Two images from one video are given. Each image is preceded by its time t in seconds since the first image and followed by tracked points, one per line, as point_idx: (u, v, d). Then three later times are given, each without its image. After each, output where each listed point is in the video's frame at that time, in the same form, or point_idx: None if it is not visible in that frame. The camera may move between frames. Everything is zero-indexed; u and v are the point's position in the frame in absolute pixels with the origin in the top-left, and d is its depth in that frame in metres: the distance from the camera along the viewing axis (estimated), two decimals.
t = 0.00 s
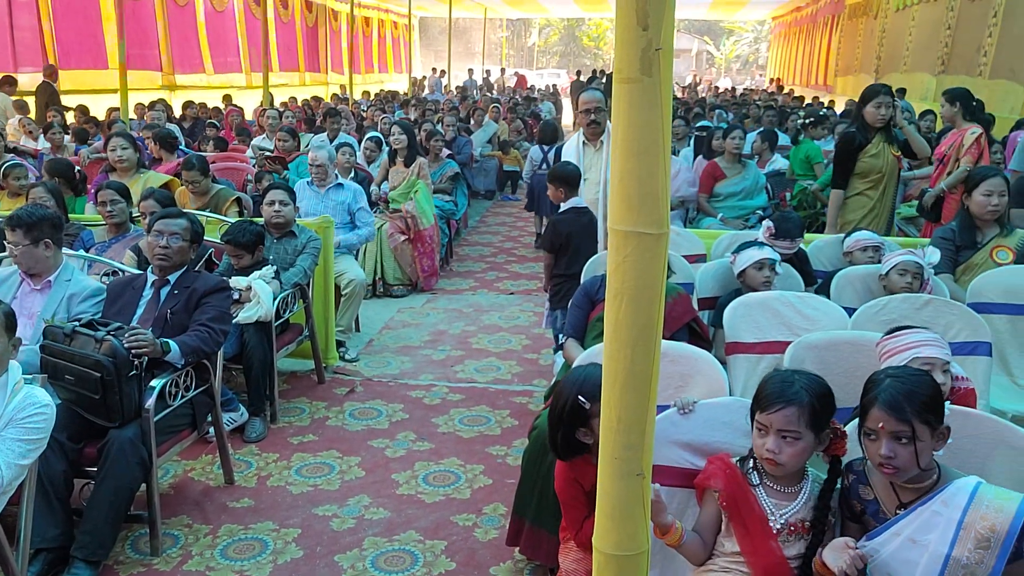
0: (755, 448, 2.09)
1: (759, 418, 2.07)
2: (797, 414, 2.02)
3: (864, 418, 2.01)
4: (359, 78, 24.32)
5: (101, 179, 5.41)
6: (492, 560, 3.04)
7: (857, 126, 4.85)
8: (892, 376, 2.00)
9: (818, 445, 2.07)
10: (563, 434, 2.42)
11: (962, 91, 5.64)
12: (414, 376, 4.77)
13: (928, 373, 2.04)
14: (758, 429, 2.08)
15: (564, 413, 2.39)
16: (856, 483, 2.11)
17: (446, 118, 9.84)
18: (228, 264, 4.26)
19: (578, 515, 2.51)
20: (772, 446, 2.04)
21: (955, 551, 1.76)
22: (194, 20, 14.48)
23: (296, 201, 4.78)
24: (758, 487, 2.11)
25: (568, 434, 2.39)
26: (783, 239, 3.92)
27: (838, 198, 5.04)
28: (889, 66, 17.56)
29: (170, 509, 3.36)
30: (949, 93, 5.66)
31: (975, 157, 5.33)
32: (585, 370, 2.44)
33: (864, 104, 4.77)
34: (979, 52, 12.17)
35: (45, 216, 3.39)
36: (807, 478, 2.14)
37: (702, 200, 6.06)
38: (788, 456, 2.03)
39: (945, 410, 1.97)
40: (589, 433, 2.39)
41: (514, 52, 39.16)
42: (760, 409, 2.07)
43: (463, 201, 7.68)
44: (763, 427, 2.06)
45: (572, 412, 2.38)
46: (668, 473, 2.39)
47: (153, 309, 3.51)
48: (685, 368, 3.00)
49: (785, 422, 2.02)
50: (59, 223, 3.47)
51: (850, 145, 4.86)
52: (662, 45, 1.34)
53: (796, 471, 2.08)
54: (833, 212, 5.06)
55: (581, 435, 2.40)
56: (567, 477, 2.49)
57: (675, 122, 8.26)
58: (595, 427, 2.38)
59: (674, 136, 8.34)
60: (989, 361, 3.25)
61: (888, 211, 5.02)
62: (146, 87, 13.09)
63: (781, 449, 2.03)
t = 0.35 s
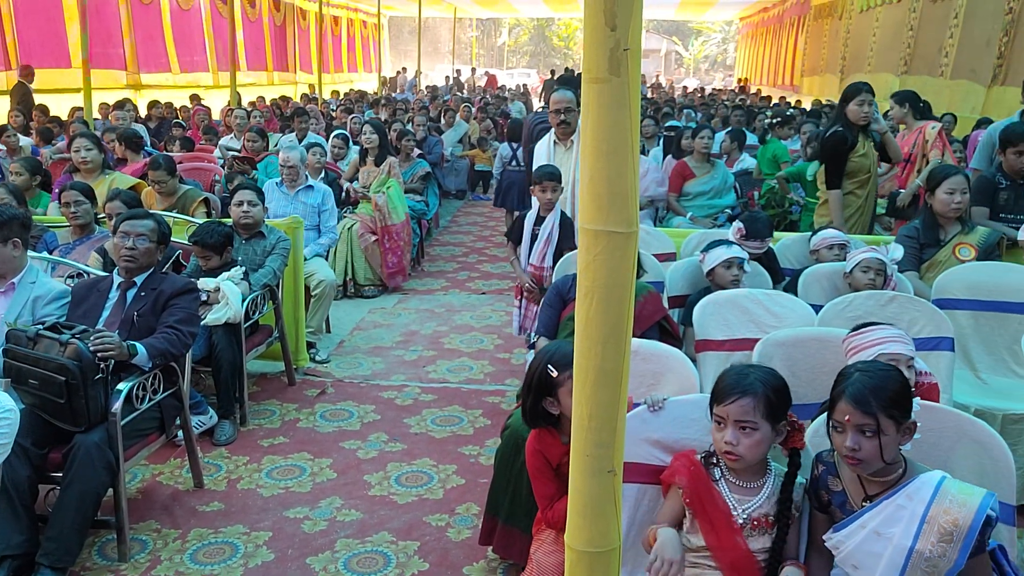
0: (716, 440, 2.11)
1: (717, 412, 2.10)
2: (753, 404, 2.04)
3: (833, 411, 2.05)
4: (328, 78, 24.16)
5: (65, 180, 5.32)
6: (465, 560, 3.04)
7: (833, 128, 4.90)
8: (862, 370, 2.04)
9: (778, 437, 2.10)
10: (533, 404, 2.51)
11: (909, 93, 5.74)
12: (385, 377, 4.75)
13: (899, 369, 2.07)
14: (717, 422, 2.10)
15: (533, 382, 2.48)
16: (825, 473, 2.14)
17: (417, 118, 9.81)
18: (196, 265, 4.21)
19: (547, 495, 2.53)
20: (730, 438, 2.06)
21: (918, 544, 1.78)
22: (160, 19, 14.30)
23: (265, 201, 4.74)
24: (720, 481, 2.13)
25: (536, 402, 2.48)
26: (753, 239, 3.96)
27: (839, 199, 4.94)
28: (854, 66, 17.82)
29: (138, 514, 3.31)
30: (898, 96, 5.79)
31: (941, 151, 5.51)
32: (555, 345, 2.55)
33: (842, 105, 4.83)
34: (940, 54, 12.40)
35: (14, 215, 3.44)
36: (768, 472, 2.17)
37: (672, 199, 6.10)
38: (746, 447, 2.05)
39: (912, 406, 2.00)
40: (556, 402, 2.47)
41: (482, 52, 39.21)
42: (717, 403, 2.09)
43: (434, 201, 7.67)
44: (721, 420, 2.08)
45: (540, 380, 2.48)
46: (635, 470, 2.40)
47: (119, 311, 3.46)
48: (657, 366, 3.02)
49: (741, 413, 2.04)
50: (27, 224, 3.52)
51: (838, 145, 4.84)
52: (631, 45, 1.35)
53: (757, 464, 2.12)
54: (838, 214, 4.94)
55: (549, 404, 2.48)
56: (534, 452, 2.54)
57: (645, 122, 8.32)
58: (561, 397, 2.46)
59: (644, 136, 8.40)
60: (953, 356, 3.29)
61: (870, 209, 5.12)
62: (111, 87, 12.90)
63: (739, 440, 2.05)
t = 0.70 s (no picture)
0: (705, 441, 2.12)
1: (711, 407, 2.12)
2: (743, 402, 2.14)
3: (822, 395, 2.12)
4: (296, 77, 23.91)
5: (26, 181, 5.23)
6: (437, 560, 3.03)
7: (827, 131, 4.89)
8: (853, 356, 2.11)
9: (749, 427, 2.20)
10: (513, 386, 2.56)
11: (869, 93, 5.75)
12: (356, 378, 4.72)
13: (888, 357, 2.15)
14: (709, 419, 2.12)
15: (513, 363, 2.53)
16: (805, 461, 2.22)
17: (386, 118, 9.76)
18: (162, 267, 4.15)
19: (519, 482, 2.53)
20: (726, 434, 2.11)
21: (898, 529, 1.87)
22: (122, 17, 14.06)
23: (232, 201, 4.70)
24: (676, 479, 2.22)
25: (514, 382, 2.53)
26: (722, 239, 4.00)
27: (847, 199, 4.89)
28: (819, 66, 18.06)
29: (104, 520, 3.26)
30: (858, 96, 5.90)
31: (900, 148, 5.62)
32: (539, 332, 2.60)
33: (835, 106, 4.85)
34: (903, 54, 12.61)
35: None
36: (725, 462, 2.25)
37: (641, 198, 6.14)
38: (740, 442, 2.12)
39: (898, 395, 2.07)
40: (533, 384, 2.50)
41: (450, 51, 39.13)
42: (721, 397, 2.11)
43: (404, 200, 7.64)
44: (715, 417, 2.12)
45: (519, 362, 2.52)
46: (602, 466, 2.41)
47: (83, 314, 3.40)
48: (627, 364, 3.04)
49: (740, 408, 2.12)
50: None
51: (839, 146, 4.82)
52: (598, 45, 1.36)
53: (708, 460, 2.20)
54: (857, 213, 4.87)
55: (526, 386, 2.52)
56: (510, 436, 2.55)
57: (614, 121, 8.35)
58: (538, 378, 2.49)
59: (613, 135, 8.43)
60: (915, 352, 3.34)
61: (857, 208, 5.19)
62: (71, 85, 12.66)
63: (734, 434, 2.11)
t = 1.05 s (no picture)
0: (683, 437, 2.12)
1: (693, 404, 2.13)
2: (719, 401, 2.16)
3: (813, 386, 2.16)
4: (264, 76, 23.70)
5: None
6: (410, 560, 3.03)
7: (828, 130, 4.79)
8: (844, 347, 2.16)
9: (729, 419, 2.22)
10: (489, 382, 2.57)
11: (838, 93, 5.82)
12: (327, 379, 4.70)
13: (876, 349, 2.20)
14: (689, 416, 2.13)
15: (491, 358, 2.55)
16: (790, 455, 2.23)
17: (355, 117, 9.71)
18: (128, 268, 4.10)
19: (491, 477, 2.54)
20: (706, 430, 2.12)
21: (882, 512, 1.93)
22: (84, 15, 13.84)
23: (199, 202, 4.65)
24: (654, 479, 2.23)
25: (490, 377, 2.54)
26: (692, 238, 4.03)
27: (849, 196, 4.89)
28: (785, 65, 18.30)
29: (70, 525, 3.21)
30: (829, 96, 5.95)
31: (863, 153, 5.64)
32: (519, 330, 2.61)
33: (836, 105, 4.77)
34: (866, 55, 12.86)
35: None
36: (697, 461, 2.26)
37: (612, 197, 6.18)
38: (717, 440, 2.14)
39: (887, 384, 2.13)
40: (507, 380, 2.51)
41: (421, 50, 39.04)
42: (702, 394, 2.14)
43: (374, 200, 7.62)
44: (696, 414, 2.13)
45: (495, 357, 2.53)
46: (574, 463, 2.41)
47: (47, 318, 3.33)
48: (599, 362, 3.05)
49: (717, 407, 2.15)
50: None
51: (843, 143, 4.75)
52: (566, 45, 1.36)
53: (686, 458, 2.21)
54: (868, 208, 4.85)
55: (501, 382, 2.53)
56: (484, 429, 2.58)
57: (584, 121, 8.39)
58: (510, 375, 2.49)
59: (584, 135, 8.47)
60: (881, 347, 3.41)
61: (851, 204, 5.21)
62: (33, 84, 12.45)
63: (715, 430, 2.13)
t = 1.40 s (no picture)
0: (653, 435, 2.14)
1: (661, 402, 2.15)
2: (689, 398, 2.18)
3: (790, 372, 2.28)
4: (232, 75, 23.43)
5: None
6: (383, 561, 3.02)
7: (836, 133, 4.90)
8: (824, 340, 2.25)
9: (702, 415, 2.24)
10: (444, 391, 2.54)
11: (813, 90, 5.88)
12: (297, 380, 4.66)
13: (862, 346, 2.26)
14: (659, 413, 2.14)
15: (446, 369, 2.51)
16: (771, 442, 2.33)
17: (325, 116, 9.64)
18: (93, 270, 4.04)
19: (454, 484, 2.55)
20: (676, 427, 2.14)
21: (856, 504, 2.03)
22: (46, 12, 13.59)
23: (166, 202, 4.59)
24: (625, 477, 2.24)
25: (445, 387, 2.51)
26: (661, 236, 4.06)
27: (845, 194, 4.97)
28: (753, 65, 18.49)
29: (35, 532, 3.16)
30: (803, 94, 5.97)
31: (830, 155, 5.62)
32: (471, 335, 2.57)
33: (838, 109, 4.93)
34: (832, 55, 13.04)
35: None
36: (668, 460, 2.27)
37: (583, 196, 6.20)
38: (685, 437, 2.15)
39: (861, 382, 2.19)
40: (466, 390, 2.48)
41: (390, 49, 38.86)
42: (672, 391, 2.15)
43: (344, 200, 7.57)
44: (665, 411, 2.15)
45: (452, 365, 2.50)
46: (545, 461, 2.42)
47: (10, 320, 3.28)
48: (570, 360, 3.06)
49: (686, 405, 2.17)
50: None
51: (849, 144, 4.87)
52: (535, 44, 1.36)
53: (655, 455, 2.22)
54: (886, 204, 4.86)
55: (458, 392, 2.50)
56: (439, 443, 2.54)
57: (555, 120, 8.41)
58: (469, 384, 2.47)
59: (555, 134, 8.49)
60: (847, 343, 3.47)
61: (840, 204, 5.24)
62: None
63: (683, 428, 2.15)
